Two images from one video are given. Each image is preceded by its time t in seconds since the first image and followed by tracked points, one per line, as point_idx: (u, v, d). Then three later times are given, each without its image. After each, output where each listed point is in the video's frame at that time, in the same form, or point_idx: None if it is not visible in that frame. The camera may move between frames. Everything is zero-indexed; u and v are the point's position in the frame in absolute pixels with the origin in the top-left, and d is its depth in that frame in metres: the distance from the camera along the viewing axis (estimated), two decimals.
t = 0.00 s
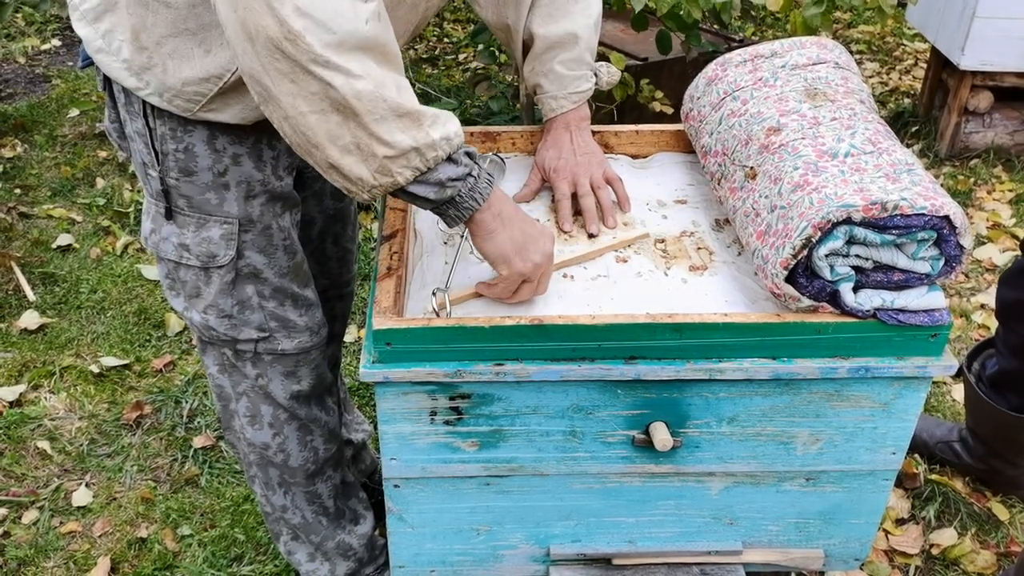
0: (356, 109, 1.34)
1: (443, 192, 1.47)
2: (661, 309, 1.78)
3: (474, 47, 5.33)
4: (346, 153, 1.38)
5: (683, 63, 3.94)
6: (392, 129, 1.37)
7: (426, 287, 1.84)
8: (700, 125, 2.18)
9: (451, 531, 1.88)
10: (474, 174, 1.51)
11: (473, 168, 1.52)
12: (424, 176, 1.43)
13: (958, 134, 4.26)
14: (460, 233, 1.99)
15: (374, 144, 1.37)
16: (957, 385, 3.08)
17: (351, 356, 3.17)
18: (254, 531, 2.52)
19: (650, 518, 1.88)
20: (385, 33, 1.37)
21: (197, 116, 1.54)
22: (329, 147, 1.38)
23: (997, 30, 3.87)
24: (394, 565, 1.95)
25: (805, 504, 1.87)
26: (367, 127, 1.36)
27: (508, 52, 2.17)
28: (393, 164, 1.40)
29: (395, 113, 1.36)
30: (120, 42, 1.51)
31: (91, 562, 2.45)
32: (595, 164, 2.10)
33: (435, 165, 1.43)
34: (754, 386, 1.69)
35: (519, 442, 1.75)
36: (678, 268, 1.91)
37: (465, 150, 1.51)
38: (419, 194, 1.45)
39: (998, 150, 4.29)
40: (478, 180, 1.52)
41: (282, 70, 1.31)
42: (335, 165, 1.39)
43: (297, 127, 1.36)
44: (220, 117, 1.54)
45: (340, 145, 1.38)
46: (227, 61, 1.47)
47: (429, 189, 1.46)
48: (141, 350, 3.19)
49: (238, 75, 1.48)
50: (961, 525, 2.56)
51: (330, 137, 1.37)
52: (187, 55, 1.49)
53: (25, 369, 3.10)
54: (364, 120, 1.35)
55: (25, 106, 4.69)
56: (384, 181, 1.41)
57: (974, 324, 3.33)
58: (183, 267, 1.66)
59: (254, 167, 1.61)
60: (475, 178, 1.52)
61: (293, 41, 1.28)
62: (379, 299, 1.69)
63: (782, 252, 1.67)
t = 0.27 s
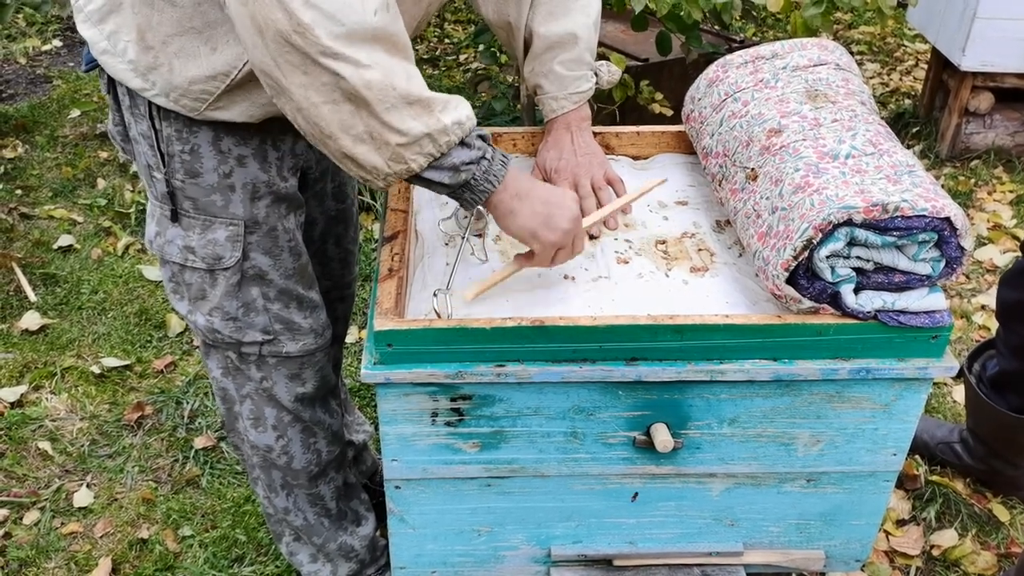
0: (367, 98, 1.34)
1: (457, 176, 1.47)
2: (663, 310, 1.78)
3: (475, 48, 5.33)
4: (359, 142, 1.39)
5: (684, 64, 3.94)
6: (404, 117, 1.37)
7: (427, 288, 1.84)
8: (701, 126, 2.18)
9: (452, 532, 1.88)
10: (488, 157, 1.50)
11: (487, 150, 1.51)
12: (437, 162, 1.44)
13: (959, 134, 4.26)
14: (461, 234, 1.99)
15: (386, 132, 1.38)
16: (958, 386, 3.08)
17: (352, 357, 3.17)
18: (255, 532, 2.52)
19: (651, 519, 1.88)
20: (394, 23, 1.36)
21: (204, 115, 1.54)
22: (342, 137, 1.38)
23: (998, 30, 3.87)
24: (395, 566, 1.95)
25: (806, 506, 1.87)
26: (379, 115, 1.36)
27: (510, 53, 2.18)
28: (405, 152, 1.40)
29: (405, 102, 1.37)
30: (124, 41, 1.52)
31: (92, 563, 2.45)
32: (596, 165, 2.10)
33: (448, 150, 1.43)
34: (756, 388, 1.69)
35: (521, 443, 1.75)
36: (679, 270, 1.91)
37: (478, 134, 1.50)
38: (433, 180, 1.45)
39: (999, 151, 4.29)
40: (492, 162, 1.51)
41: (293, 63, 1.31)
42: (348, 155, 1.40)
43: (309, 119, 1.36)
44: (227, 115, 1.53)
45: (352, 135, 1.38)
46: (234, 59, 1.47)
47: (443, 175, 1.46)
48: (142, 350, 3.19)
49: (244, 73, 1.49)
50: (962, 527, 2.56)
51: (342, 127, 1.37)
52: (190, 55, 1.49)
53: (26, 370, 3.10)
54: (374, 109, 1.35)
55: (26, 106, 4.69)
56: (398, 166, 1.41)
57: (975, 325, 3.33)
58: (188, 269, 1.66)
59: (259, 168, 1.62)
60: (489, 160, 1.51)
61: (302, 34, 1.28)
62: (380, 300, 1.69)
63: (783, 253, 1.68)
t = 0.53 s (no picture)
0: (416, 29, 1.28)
1: (565, 78, 1.45)
2: (664, 312, 1.78)
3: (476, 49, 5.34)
4: (457, 80, 1.39)
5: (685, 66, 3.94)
6: (493, 39, 1.35)
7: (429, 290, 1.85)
8: (703, 129, 2.18)
9: (454, 533, 1.89)
10: (593, 46, 1.45)
11: (591, 38, 1.46)
12: (543, 69, 1.42)
13: (960, 136, 4.26)
14: (463, 236, 2.00)
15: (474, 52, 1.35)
16: (959, 387, 3.08)
17: (353, 358, 3.17)
18: (257, 534, 2.53)
19: (653, 521, 1.88)
20: None
21: (209, 112, 1.54)
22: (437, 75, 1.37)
23: (999, 32, 3.87)
24: (398, 567, 1.95)
25: (807, 508, 1.87)
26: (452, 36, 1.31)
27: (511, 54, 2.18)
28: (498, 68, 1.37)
29: (490, 22, 1.34)
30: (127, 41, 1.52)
31: (94, 564, 2.45)
32: (599, 167, 2.12)
33: (548, 55, 1.41)
34: (757, 390, 1.70)
35: (522, 445, 1.75)
36: (681, 272, 1.91)
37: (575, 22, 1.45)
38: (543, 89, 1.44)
39: (1000, 153, 4.29)
40: (599, 49, 1.46)
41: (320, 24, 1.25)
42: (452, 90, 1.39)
43: (403, 74, 1.37)
44: (232, 111, 1.53)
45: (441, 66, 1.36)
46: (237, 56, 1.47)
47: (551, 81, 1.45)
48: (144, 352, 3.19)
49: (249, 69, 1.48)
50: (963, 528, 2.56)
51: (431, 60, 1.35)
52: (194, 55, 1.49)
53: (28, 371, 3.10)
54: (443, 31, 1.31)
55: (28, 108, 4.70)
56: (503, 87, 1.41)
57: (976, 327, 3.33)
58: (189, 272, 1.66)
59: (259, 171, 1.63)
60: (596, 46, 1.46)
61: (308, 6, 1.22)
62: (382, 302, 1.70)
63: (785, 255, 1.68)
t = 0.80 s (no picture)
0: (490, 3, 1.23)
1: (653, 50, 1.43)
2: (665, 314, 1.78)
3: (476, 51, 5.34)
4: (550, 43, 1.33)
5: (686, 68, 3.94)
6: (588, 2, 1.31)
7: (429, 292, 1.85)
8: (704, 132, 2.19)
9: (455, 536, 1.89)
10: (682, 21, 1.44)
11: (682, 12, 1.44)
12: (632, 39, 1.40)
13: (961, 138, 4.27)
14: (464, 239, 2.00)
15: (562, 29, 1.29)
16: (960, 390, 3.08)
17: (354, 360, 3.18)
18: (258, 535, 2.53)
19: (653, 524, 1.88)
20: None
21: (218, 108, 1.53)
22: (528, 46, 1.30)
23: (1001, 35, 3.87)
24: (399, 569, 1.96)
25: (808, 510, 1.87)
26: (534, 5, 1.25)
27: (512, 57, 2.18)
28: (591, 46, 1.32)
29: None
30: (135, 43, 1.52)
31: (95, 566, 2.45)
32: (598, 169, 2.12)
33: (640, 26, 1.39)
34: (758, 392, 1.70)
35: (523, 448, 1.75)
36: (681, 274, 1.91)
37: None
38: (631, 59, 1.43)
39: (1001, 155, 4.29)
40: (688, 23, 1.44)
41: None
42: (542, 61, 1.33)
43: (496, 39, 1.31)
44: (243, 106, 1.53)
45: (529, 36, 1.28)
46: (244, 57, 1.47)
47: (639, 51, 1.43)
48: (145, 354, 3.20)
49: (261, 63, 1.47)
50: (963, 531, 2.56)
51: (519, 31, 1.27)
52: (201, 55, 1.49)
53: (29, 373, 3.11)
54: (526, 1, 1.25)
55: (29, 110, 4.71)
56: (593, 54, 1.36)
57: (977, 329, 3.33)
58: (191, 277, 1.66)
59: (261, 175, 1.63)
60: (685, 21, 1.44)
61: None
62: (384, 305, 1.70)
63: (786, 259, 1.68)
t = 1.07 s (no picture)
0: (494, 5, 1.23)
1: (660, 45, 1.44)
2: (664, 314, 1.79)
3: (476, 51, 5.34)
4: (555, 41, 1.34)
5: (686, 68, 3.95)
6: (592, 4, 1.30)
7: (429, 292, 1.85)
8: (704, 132, 2.18)
9: (455, 535, 1.89)
10: (690, 15, 1.43)
11: (689, 7, 1.43)
12: (637, 35, 1.41)
13: (960, 138, 4.27)
14: (464, 239, 2.00)
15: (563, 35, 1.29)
16: (960, 390, 3.09)
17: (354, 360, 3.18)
18: (258, 535, 2.53)
19: (653, 524, 1.88)
20: None
21: (223, 107, 1.53)
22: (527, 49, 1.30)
23: (1001, 35, 3.87)
24: (399, 569, 1.96)
25: (807, 510, 1.87)
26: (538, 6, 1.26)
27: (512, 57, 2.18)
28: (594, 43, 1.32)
29: None
30: (139, 42, 1.51)
31: (95, 566, 2.45)
32: (598, 169, 2.12)
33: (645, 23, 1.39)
34: (758, 392, 1.70)
35: (523, 447, 1.76)
36: (681, 275, 1.91)
37: None
38: (635, 54, 1.43)
39: (1001, 156, 4.30)
40: (696, 18, 1.44)
41: None
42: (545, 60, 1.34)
43: (502, 37, 1.32)
44: (248, 105, 1.53)
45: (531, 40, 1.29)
46: (248, 57, 1.47)
47: (644, 46, 1.43)
48: (145, 354, 3.20)
49: (268, 61, 1.48)
50: (963, 531, 2.57)
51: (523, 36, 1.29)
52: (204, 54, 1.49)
53: (29, 373, 3.11)
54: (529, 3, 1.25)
55: (29, 110, 4.71)
56: (598, 52, 1.36)
57: (977, 330, 3.33)
58: (194, 278, 1.66)
59: (264, 175, 1.63)
60: (693, 15, 1.44)
61: None
62: (383, 304, 1.70)
63: (785, 258, 1.68)
